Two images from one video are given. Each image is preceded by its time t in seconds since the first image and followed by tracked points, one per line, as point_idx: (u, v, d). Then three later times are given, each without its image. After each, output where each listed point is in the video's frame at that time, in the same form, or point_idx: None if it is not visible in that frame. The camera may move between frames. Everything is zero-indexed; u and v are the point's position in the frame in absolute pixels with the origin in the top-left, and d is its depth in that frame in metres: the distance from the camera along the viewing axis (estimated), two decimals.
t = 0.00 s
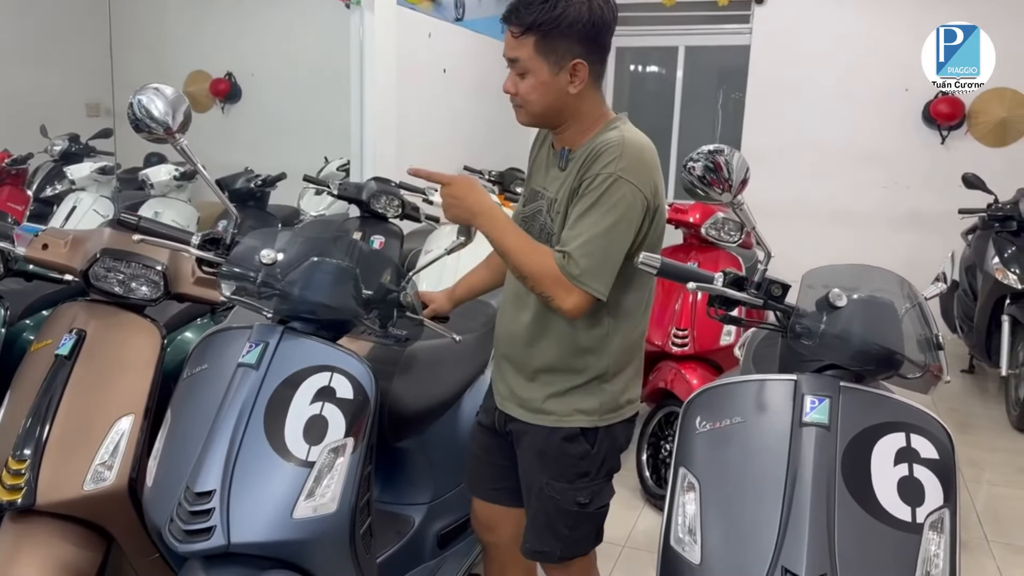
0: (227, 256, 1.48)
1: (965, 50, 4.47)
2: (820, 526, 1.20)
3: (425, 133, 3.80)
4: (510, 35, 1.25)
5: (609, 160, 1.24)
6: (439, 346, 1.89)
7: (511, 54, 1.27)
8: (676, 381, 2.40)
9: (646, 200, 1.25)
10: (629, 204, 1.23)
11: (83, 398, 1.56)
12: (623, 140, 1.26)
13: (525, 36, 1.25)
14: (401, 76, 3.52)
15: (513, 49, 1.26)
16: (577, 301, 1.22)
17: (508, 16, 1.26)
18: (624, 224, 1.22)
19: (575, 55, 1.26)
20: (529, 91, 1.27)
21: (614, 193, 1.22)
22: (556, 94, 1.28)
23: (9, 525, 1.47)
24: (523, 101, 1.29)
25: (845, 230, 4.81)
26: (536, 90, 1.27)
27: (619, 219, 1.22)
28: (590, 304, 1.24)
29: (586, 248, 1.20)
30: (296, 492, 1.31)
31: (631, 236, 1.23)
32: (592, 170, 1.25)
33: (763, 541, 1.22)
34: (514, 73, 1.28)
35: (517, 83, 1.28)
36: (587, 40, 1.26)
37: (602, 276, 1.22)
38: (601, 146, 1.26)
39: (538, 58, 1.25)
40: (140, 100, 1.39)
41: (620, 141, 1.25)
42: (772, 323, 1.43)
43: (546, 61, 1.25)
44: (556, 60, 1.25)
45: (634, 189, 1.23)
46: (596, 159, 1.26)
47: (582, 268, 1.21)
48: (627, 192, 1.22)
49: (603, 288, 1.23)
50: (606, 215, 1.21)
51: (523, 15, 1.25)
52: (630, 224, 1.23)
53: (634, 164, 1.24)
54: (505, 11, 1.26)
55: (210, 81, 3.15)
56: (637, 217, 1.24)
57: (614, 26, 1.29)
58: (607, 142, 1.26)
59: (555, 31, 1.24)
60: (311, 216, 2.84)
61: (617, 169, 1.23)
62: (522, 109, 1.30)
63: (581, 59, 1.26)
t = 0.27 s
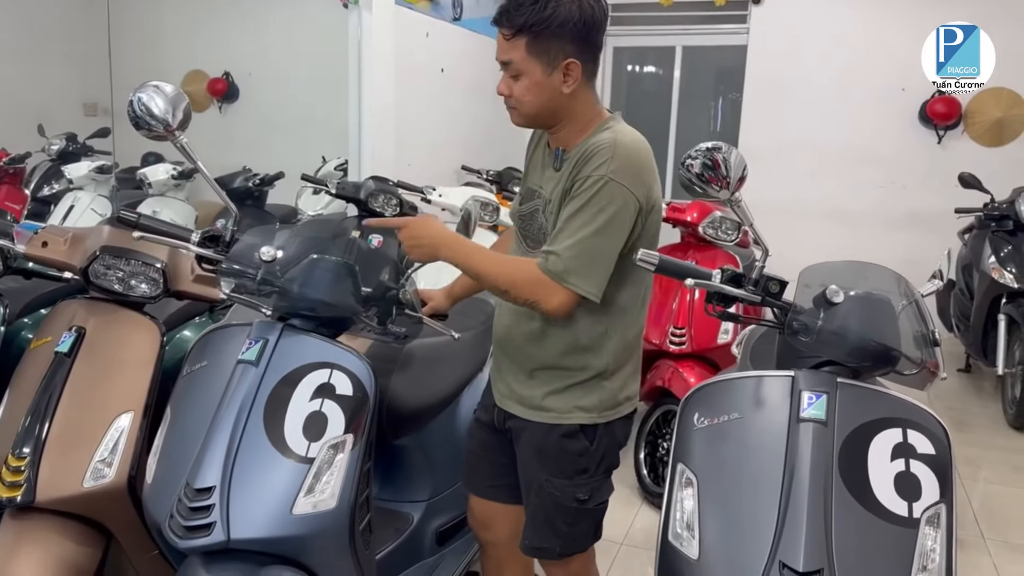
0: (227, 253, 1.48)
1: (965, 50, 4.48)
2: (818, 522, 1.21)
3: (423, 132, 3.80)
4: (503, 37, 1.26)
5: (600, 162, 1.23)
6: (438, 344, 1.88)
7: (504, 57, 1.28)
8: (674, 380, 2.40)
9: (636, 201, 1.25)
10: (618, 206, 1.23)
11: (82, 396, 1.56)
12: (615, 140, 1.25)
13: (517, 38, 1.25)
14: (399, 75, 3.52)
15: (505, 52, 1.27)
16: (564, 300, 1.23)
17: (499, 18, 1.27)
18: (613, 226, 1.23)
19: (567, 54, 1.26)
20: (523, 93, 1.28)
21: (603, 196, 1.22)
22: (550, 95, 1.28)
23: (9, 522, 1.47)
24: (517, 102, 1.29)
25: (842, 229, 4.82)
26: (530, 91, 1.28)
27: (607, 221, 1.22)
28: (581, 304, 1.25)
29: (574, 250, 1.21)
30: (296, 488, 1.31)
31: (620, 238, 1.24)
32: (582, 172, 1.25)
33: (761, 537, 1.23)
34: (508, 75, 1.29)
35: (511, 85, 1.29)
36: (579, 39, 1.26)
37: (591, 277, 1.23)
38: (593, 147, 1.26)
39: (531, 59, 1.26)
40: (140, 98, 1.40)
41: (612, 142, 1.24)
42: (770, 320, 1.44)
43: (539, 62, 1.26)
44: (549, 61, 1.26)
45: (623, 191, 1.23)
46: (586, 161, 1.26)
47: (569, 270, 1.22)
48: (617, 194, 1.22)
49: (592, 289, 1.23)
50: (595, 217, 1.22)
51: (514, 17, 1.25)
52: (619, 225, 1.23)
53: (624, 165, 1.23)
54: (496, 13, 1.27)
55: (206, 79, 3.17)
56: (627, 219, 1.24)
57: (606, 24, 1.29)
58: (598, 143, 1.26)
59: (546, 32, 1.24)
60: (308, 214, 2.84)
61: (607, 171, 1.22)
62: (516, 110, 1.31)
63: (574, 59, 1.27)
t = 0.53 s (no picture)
0: (228, 254, 1.48)
1: (965, 50, 4.49)
2: (818, 522, 1.21)
3: (422, 133, 3.80)
4: (498, 41, 1.25)
5: (588, 166, 1.24)
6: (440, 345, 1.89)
7: (498, 60, 1.27)
8: (673, 381, 2.40)
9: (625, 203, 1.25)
10: (607, 209, 1.23)
11: (83, 397, 1.56)
12: (602, 143, 1.25)
13: (512, 41, 1.25)
14: (398, 77, 3.53)
15: (500, 55, 1.27)
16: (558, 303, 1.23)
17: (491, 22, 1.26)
18: (603, 230, 1.23)
19: (563, 52, 1.27)
20: (520, 95, 1.28)
21: (591, 200, 1.23)
22: (545, 97, 1.29)
23: (10, 523, 1.48)
24: (514, 105, 1.29)
25: (840, 231, 4.83)
26: (527, 93, 1.28)
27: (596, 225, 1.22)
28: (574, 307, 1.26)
29: (565, 254, 1.22)
30: (297, 488, 1.31)
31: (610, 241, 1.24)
32: (571, 176, 1.26)
33: (761, 537, 1.23)
34: (503, 78, 1.28)
35: (507, 88, 1.29)
36: (573, 38, 1.27)
37: (584, 281, 1.23)
38: (580, 151, 1.26)
39: (528, 60, 1.26)
40: (141, 99, 1.40)
41: (599, 145, 1.25)
42: (770, 321, 1.44)
43: (536, 63, 1.26)
44: (544, 62, 1.26)
45: (611, 194, 1.23)
46: (574, 165, 1.26)
47: (562, 274, 1.22)
48: (605, 198, 1.23)
49: (585, 292, 1.24)
50: (585, 221, 1.22)
51: (508, 19, 1.25)
52: (609, 228, 1.23)
53: (611, 168, 1.24)
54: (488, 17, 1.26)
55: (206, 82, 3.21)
56: (617, 221, 1.24)
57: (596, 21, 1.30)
58: (585, 146, 1.26)
59: (542, 31, 1.25)
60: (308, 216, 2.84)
61: (595, 175, 1.23)
62: (512, 114, 1.31)
63: (570, 56, 1.27)
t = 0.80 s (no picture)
0: (230, 257, 1.50)
1: (965, 50, 4.49)
2: (818, 524, 1.21)
3: (422, 136, 3.81)
4: (513, 32, 1.24)
5: (585, 164, 1.24)
6: (441, 347, 1.92)
7: (508, 53, 1.26)
8: (673, 384, 2.40)
9: (624, 200, 1.25)
10: (608, 207, 1.23)
11: (84, 401, 1.57)
12: (597, 141, 1.26)
13: (528, 32, 1.24)
14: (398, 80, 3.54)
15: (513, 47, 1.25)
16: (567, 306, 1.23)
17: (503, 15, 1.25)
18: (606, 228, 1.23)
19: (574, 46, 1.29)
20: (534, 88, 1.27)
21: (592, 198, 1.23)
22: (555, 90, 1.29)
23: (12, 525, 1.48)
24: (526, 99, 1.28)
25: (839, 234, 4.84)
26: (540, 86, 1.27)
27: (599, 223, 1.23)
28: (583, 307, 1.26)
29: (570, 254, 1.22)
30: (299, 490, 1.32)
31: (613, 238, 1.24)
32: (569, 176, 1.26)
33: (761, 539, 1.23)
34: (515, 71, 1.27)
35: (519, 81, 1.27)
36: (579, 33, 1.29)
37: (590, 280, 1.23)
38: (576, 150, 1.27)
39: (543, 52, 1.26)
40: (144, 103, 1.41)
41: (594, 143, 1.25)
42: (769, 324, 1.45)
43: (551, 55, 1.26)
44: (558, 55, 1.27)
45: (611, 191, 1.24)
46: (571, 165, 1.26)
47: (568, 274, 1.22)
48: (605, 195, 1.23)
49: (592, 291, 1.24)
50: (586, 219, 1.22)
51: (522, 11, 1.25)
52: (611, 225, 1.24)
53: (609, 165, 1.24)
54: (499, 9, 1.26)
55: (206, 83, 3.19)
56: (618, 218, 1.25)
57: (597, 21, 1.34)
58: (581, 145, 1.27)
59: (557, 23, 1.26)
60: (308, 219, 2.85)
61: (593, 172, 1.23)
62: (522, 108, 1.29)
63: (580, 50, 1.29)
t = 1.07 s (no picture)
0: (230, 262, 1.49)
1: (965, 50, 4.50)
2: (817, 527, 1.21)
3: (422, 140, 3.81)
4: (537, 32, 1.24)
5: (583, 169, 1.24)
6: (439, 351, 1.92)
7: (528, 53, 1.26)
8: (673, 387, 2.41)
9: (620, 206, 1.26)
10: (604, 213, 1.24)
11: (84, 406, 1.57)
12: (596, 146, 1.26)
13: (551, 35, 1.25)
14: (398, 84, 3.54)
15: (535, 47, 1.25)
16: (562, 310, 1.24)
17: (528, 13, 1.25)
18: (600, 234, 1.24)
19: (589, 56, 1.30)
20: (547, 90, 1.27)
21: (588, 204, 1.23)
22: (567, 95, 1.29)
23: (12, 530, 1.48)
24: (537, 100, 1.28)
25: (838, 237, 4.85)
26: (554, 89, 1.28)
27: (594, 228, 1.23)
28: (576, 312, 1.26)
29: (563, 259, 1.22)
30: (298, 495, 1.32)
31: (607, 244, 1.25)
32: (566, 181, 1.26)
33: (761, 543, 1.23)
34: (532, 71, 1.27)
35: (533, 82, 1.27)
36: (597, 43, 1.31)
37: (583, 285, 1.24)
38: (575, 155, 1.27)
39: (563, 57, 1.27)
40: (143, 109, 1.41)
41: (593, 149, 1.25)
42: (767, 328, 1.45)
43: (568, 61, 1.28)
44: (575, 61, 1.28)
45: (607, 198, 1.24)
46: (568, 170, 1.27)
47: (561, 278, 1.23)
48: (602, 200, 1.23)
49: (585, 296, 1.24)
50: (582, 225, 1.23)
51: (547, 13, 1.25)
52: (606, 231, 1.24)
53: (606, 172, 1.24)
54: (523, 8, 1.25)
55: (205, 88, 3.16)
56: (613, 225, 1.25)
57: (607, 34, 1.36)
58: (580, 150, 1.27)
59: (579, 30, 1.27)
60: (308, 223, 2.85)
61: (590, 178, 1.23)
62: (531, 108, 1.29)
63: (593, 60, 1.31)
